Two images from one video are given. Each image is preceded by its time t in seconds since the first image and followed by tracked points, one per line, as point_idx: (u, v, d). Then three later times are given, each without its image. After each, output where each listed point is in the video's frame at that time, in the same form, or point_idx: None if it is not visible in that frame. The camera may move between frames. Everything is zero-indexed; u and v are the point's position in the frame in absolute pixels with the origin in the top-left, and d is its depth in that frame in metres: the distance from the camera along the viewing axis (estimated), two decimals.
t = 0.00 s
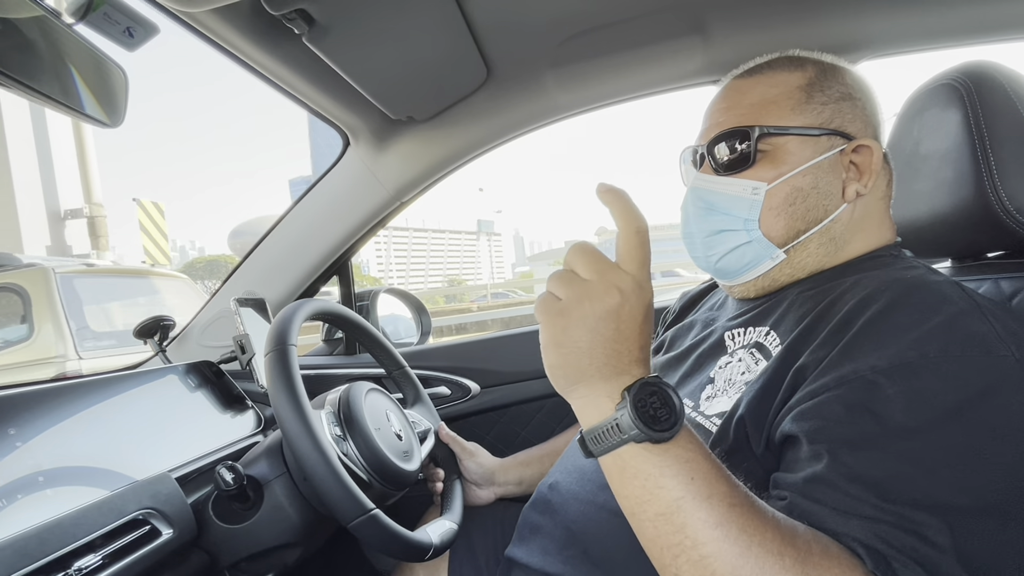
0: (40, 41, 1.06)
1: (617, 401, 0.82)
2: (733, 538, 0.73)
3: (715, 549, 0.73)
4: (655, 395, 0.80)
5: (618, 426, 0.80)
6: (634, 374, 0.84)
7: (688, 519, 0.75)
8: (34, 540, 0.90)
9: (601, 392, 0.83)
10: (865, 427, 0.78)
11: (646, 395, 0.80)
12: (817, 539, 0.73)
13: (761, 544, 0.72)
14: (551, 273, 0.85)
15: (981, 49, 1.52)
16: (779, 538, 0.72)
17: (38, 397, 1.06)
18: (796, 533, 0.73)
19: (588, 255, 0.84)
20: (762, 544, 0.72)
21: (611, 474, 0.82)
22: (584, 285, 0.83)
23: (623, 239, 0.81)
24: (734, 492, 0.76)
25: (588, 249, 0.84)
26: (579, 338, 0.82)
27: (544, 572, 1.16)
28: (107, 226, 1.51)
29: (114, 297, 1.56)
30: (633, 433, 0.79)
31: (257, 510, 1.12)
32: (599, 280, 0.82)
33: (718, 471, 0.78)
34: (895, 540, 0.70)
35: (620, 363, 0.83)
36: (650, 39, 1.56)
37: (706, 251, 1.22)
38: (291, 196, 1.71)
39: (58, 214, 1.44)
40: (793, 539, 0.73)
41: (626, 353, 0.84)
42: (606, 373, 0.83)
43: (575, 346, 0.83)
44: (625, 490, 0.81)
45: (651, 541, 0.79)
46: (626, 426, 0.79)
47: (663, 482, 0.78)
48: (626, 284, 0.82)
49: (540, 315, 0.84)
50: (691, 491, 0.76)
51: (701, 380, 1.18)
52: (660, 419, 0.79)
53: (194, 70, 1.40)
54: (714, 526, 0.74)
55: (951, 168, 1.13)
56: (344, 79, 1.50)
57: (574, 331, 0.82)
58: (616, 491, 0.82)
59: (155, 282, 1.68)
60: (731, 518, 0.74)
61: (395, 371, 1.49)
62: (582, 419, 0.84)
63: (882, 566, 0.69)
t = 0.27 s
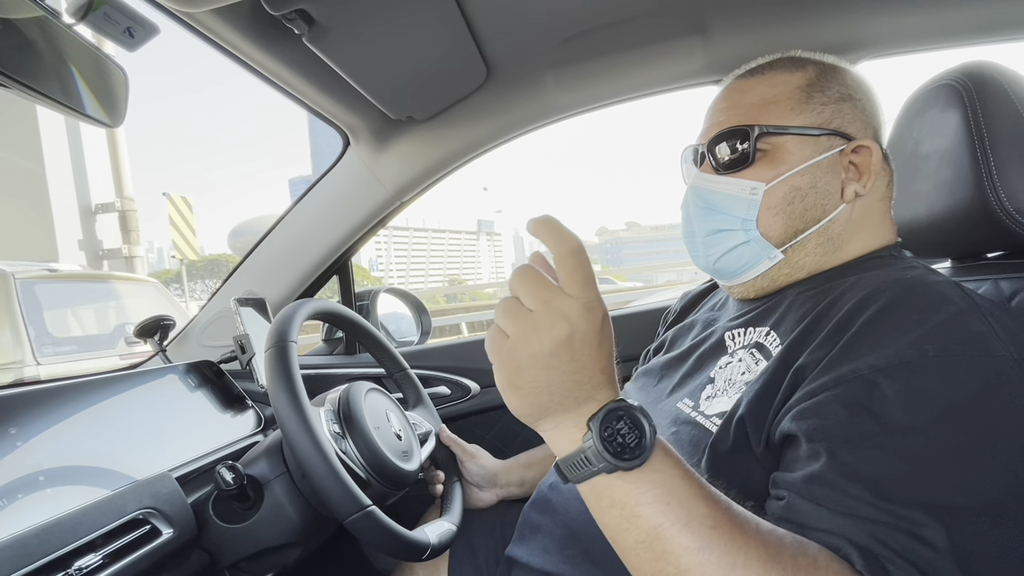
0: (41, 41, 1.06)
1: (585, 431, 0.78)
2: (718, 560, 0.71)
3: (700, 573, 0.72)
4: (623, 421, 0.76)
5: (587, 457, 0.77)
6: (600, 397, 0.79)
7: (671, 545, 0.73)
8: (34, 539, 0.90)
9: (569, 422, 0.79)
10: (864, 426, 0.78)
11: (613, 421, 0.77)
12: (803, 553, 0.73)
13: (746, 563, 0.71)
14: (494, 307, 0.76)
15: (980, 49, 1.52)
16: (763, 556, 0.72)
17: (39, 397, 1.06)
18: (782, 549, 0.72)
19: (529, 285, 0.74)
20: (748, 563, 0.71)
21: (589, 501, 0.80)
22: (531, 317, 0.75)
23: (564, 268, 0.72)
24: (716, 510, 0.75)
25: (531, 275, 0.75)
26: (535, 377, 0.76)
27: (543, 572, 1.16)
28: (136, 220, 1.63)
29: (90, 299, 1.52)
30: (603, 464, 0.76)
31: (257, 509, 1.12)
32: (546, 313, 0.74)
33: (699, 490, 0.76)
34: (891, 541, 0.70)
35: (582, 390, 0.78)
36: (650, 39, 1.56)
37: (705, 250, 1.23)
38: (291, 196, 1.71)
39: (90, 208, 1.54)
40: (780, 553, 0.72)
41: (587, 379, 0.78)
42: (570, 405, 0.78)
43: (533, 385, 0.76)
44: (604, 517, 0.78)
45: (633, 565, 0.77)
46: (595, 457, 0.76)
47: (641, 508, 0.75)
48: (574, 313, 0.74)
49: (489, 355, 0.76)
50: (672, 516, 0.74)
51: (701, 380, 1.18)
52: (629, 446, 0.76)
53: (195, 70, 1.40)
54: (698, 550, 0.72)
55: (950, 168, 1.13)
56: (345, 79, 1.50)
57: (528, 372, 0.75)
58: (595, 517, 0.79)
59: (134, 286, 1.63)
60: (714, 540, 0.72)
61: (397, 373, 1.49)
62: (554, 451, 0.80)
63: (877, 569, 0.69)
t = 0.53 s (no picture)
0: (41, 42, 1.06)
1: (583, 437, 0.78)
2: (719, 567, 0.70)
3: None
4: (621, 426, 0.77)
5: (585, 463, 0.76)
6: (597, 401, 0.79)
7: (671, 552, 0.73)
8: (32, 541, 0.90)
9: (566, 427, 0.79)
10: (867, 429, 0.78)
11: (610, 426, 0.77)
12: (803, 558, 0.71)
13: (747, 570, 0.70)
14: (490, 310, 0.77)
15: (983, 50, 1.51)
16: (763, 562, 0.70)
17: (37, 398, 1.05)
18: (782, 555, 0.71)
19: (523, 288, 0.76)
20: (749, 569, 0.70)
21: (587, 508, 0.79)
22: (526, 319, 0.76)
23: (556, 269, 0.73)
24: (716, 516, 0.74)
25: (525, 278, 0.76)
26: (530, 378, 0.76)
27: (543, 573, 1.15)
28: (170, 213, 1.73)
29: (56, 303, 1.49)
30: (602, 469, 0.75)
31: (256, 511, 1.12)
32: (540, 315, 0.75)
33: (699, 496, 0.75)
34: (894, 545, 0.70)
35: (578, 394, 0.78)
36: (651, 39, 1.56)
37: (707, 248, 1.22)
38: (291, 195, 1.71)
39: (123, 202, 1.64)
40: (780, 558, 0.71)
41: (583, 383, 0.78)
42: (566, 409, 0.78)
43: (528, 388, 0.77)
44: (603, 525, 0.78)
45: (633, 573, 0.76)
46: (593, 463, 0.76)
47: (641, 514, 0.75)
48: (569, 315, 0.75)
49: (484, 356, 0.78)
50: (671, 522, 0.73)
51: (702, 381, 1.17)
52: (626, 452, 0.76)
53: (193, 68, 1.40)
54: (698, 556, 0.71)
55: (952, 169, 1.12)
56: (345, 79, 1.50)
57: (523, 374, 0.76)
58: (595, 525, 0.79)
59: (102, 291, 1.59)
60: (714, 546, 0.71)
61: (398, 374, 1.48)
62: (551, 457, 0.80)
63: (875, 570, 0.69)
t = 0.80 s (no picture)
0: (43, 35, 1.07)
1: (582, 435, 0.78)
2: (719, 564, 0.71)
3: None
4: (621, 425, 0.76)
5: (585, 463, 0.76)
6: (596, 399, 0.79)
7: (672, 549, 0.73)
8: (39, 536, 0.90)
9: (566, 426, 0.79)
10: (870, 424, 0.77)
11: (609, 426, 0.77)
12: (803, 553, 0.72)
13: (747, 567, 0.70)
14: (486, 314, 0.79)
15: (987, 47, 1.51)
16: (764, 557, 0.71)
17: (43, 394, 1.06)
18: (783, 550, 0.71)
19: (516, 290, 0.76)
20: (750, 565, 0.70)
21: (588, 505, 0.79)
22: (521, 321, 0.77)
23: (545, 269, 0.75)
24: (716, 512, 0.74)
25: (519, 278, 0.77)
26: (527, 378, 0.77)
27: (546, 570, 1.15)
28: (206, 207, 1.78)
29: (32, 305, 1.45)
30: (600, 469, 0.75)
31: (261, 506, 1.13)
32: (533, 316, 0.76)
33: (699, 493, 0.76)
34: (896, 540, 0.70)
35: (577, 393, 0.78)
36: (655, 36, 1.56)
37: (707, 240, 1.22)
38: (294, 193, 1.71)
39: (161, 195, 1.70)
40: (781, 554, 0.71)
41: (581, 381, 0.78)
42: (565, 409, 0.79)
43: (526, 388, 0.77)
44: (605, 523, 0.78)
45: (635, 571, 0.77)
46: (592, 462, 0.76)
47: (642, 512, 0.75)
48: (562, 314, 0.76)
49: (483, 358, 0.79)
50: (672, 519, 0.73)
51: (705, 378, 1.18)
52: (626, 451, 0.76)
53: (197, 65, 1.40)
54: (699, 553, 0.72)
55: (956, 165, 1.12)
56: (349, 76, 1.50)
57: (520, 375, 0.77)
58: (596, 524, 0.79)
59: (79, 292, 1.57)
60: (714, 542, 0.72)
61: (400, 370, 1.48)
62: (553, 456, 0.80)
63: (881, 567, 0.69)
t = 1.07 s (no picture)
0: (41, 31, 1.06)
1: (611, 408, 0.81)
2: (737, 550, 0.71)
3: (718, 560, 0.71)
4: (652, 402, 0.78)
5: (614, 436, 0.78)
6: (626, 375, 0.83)
7: (689, 531, 0.73)
8: (39, 535, 0.90)
9: (593, 397, 0.82)
10: (873, 425, 0.77)
11: (641, 403, 0.79)
12: (822, 544, 0.72)
13: (765, 554, 0.70)
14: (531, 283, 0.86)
15: (988, 46, 1.51)
16: (781, 544, 0.71)
17: (43, 393, 1.05)
18: (798, 540, 0.72)
19: (561, 261, 0.84)
20: (767, 554, 0.70)
21: (609, 483, 0.81)
22: (565, 288, 0.84)
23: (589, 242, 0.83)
24: (734, 499, 0.74)
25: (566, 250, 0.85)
26: (565, 339, 0.82)
27: (548, 570, 1.15)
28: (242, 202, 1.87)
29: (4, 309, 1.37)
30: (630, 442, 0.77)
31: (260, 507, 1.13)
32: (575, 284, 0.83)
33: (719, 479, 0.76)
34: (901, 540, 0.70)
35: (611, 364, 0.83)
36: (656, 35, 1.56)
37: (710, 238, 1.21)
38: (296, 192, 1.71)
39: (197, 189, 1.80)
40: (798, 545, 0.71)
41: (614, 355, 0.83)
42: (596, 378, 0.82)
43: (561, 352, 0.82)
44: (624, 500, 0.79)
45: (650, 553, 0.77)
46: (621, 436, 0.78)
47: (663, 493, 0.76)
48: (604, 285, 0.82)
49: (523, 318, 0.85)
50: (692, 502, 0.74)
51: (706, 378, 1.17)
52: (656, 427, 0.77)
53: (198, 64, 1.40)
54: (717, 538, 0.72)
55: (957, 165, 1.12)
56: (350, 75, 1.50)
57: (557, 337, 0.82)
58: (615, 502, 0.80)
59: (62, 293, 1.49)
60: (733, 529, 0.72)
61: (398, 366, 1.47)
62: (578, 430, 0.82)
63: (889, 568, 0.69)
